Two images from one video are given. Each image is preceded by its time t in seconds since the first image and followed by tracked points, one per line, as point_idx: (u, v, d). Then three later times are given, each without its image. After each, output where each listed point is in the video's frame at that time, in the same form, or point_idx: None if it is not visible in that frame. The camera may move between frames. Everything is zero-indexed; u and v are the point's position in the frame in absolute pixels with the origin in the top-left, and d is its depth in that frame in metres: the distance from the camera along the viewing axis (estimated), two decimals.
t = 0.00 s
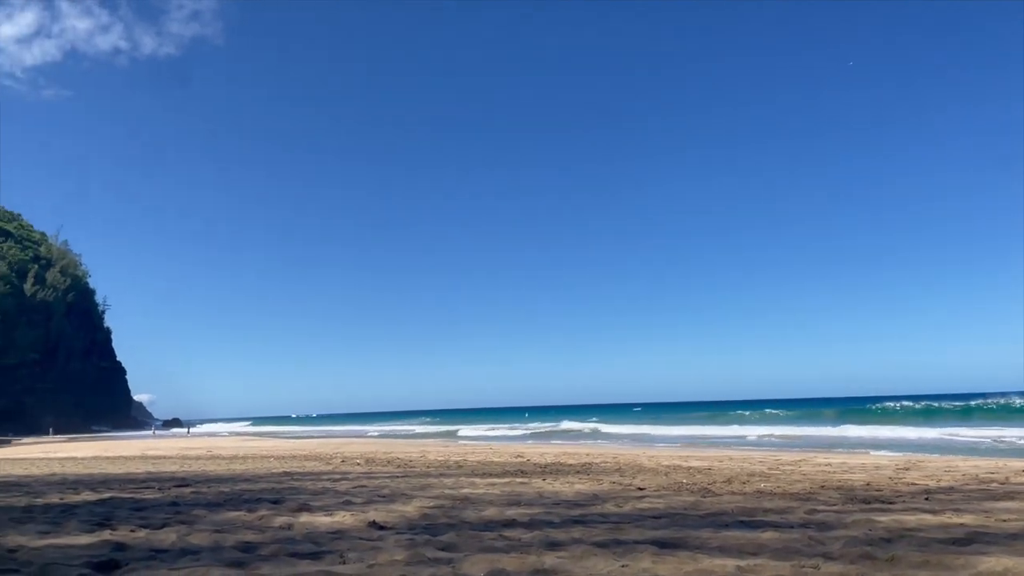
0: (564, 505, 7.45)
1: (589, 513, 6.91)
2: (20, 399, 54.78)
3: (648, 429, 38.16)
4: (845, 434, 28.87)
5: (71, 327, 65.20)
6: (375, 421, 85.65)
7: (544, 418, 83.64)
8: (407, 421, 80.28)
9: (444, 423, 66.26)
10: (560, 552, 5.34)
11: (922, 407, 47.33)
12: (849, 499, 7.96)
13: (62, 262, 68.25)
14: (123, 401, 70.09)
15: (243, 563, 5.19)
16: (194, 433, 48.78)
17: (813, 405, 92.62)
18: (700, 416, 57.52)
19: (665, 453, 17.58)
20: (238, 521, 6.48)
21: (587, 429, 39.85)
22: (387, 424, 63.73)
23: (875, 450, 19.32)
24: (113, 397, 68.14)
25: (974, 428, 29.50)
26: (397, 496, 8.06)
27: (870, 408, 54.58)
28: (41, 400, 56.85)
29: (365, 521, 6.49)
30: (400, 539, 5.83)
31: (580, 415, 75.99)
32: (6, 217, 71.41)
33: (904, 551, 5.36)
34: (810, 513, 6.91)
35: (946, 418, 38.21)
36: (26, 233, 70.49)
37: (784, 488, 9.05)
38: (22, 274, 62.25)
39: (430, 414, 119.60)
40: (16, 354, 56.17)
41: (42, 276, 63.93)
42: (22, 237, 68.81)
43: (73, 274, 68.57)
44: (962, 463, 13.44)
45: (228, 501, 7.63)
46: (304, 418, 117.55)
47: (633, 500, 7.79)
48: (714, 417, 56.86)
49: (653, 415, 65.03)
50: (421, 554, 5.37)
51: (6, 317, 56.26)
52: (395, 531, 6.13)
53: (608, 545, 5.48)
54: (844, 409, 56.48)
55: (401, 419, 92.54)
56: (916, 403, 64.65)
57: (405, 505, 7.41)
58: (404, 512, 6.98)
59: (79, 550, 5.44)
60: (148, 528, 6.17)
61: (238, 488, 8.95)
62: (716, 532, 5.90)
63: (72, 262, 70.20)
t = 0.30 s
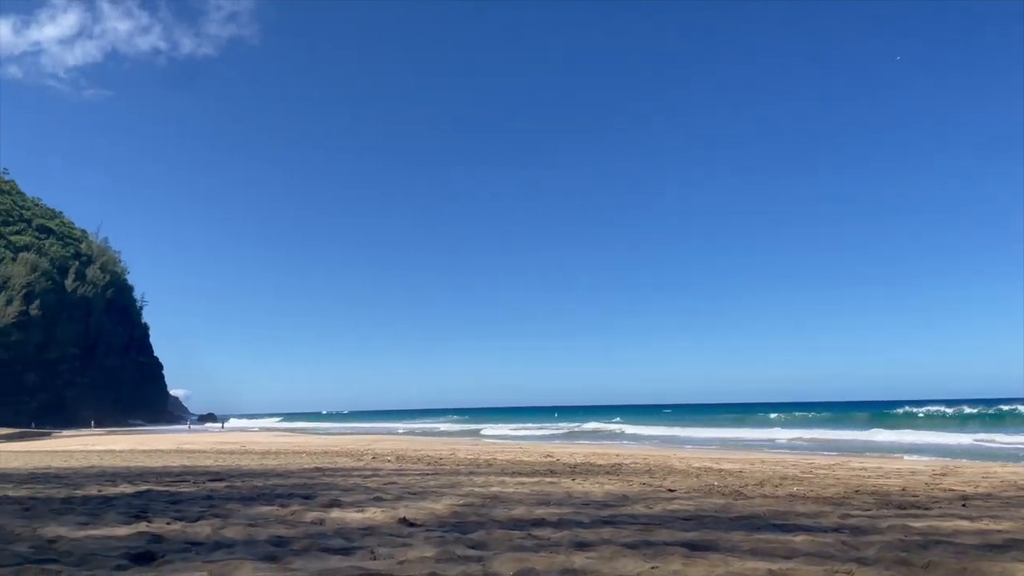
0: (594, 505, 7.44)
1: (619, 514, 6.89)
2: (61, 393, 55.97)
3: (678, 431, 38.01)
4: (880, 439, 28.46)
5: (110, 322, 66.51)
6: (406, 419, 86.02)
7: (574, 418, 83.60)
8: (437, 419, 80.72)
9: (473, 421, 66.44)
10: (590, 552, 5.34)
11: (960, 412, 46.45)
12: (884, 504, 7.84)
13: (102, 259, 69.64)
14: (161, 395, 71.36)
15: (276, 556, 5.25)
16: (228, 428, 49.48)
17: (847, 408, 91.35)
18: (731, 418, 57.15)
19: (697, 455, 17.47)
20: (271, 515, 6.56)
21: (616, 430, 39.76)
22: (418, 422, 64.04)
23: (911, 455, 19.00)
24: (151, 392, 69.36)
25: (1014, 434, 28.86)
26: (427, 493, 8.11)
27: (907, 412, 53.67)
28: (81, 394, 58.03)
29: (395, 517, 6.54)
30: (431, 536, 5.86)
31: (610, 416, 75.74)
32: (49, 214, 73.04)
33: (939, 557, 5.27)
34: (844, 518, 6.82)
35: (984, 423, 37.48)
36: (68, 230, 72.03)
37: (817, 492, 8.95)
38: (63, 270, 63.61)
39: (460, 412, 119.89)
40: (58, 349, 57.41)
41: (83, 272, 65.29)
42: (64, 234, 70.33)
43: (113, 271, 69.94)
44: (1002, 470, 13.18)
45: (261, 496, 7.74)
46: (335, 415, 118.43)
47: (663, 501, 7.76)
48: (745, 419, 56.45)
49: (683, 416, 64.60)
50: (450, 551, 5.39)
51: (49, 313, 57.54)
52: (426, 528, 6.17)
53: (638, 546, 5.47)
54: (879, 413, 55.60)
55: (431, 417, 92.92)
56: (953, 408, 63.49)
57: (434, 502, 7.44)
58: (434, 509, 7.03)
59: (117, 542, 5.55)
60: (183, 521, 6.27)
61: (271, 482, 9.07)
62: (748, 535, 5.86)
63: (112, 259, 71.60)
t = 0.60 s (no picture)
0: (624, 505, 7.44)
1: (650, 515, 6.87)
2: (99, 387, 57.02)
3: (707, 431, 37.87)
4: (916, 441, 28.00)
5: (148, 318, 67.71)
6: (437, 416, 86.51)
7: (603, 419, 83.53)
8: (466, 417, 81.03)
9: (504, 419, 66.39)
10: (620, 552, 5.32)
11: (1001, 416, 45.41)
12: (920, 508, 7.72)
13: (141, 256, 70.88)
14: (196, 390, 72.52)
15: (308, 551, 5.31)
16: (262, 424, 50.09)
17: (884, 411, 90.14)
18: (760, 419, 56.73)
19: (730, 456, 17.35)
20: (303, 510, 6.64)
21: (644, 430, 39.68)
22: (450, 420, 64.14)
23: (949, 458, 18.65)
24: (187, 387, 70.43)
25: None
26: (456, 491, 8.14)
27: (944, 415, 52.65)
28: (119, 388, 59.09)
29: (425, 514, 6.58)
30: (461, 533, 5.89)
31: (636, 416, 75.63)
32: (90, 212, 74.61)
33: (976, 563, 5.17)
34: (880, 522, 6.73)
35: None
36: (107, 228, 73.39)
37: (852, 495, 8.83)
38: (103, 266, 64.81)
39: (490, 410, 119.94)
40: (96, 344, 58.53)
41: (122, 269, 66.57)
42: (103, 231, 71.69)
43: (150, 268, 71.11)
44: None
45: (292, 490, 7.84)
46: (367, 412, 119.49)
47: (694, 502, 7.73)
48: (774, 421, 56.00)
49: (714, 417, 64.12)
50: (481, 549, 5.41)
51: (89, 308, 58.67)
52: (456, 525, 6.20)
53: (669, 547, 5.44)
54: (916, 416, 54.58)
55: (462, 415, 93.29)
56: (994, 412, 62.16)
57: (465, 500, 7.47)
58: (464, 506, 7.07)
59: (153, 535, 5.64)
60: (218, 514, 6.37)
61: (303, 477, 9.18)
62: (780, 537, 5.81)
63: (150, 256, 72.82)
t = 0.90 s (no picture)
0: (655, 505, 7.42)
1: (681, 515, 6.83)
2: (137, 383, 57.97)
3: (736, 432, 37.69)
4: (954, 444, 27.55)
5: (184, 315, 68.76)
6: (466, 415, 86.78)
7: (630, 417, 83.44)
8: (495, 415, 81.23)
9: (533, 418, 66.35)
10: (651, 552, 5.32)
11: None
12: (957, 512, 7.59)
13: (177, 254, 71.94)
14: (231, 387, 73.56)
15: (342, 546, 5.37)
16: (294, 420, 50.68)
17: (919, 412, 88.79)
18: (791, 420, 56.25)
19: (762, 457, 17.22)
20: (335, 506, 6.72)
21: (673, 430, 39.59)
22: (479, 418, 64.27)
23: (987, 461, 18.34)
24: (221, 383, 71.38)
25: None
26: (487, 490, 8.18)
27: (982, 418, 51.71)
28: (156, 385, 60.03)
29: (456, 512, 6.62)
30: (492, 531, 5.93)
31: (660, 416, 75.52)
32: (128, 211, 75.91)
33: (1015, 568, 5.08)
34: (916, 524, 6.64)
35: None
36: (145, 226, 74.59)
37: (888, 498, 8.71)
38: (140, 265, 65.86)
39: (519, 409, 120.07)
40: (134, 341, 59.52)
41: (159, 267, 67.64)
42: (141, 230, 72.86)
43: (186, 266, 72.15)
44: None
45: (325, 486, 7.94)
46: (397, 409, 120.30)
47: (726, 503, 7.69)
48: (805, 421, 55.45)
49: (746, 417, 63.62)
50: (512, 547, 5.44)
51: (126, 305, 59.66)
52: (487, 523, 6.23)
53: (701, 548, 5.42)
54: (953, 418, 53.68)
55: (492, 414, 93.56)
56: None
57: (495, 498, 7.50)
58: (494, 504, 7.10)
59: (190, 528, 5.75)
60: (252, 509, 6.46)
61: (335, 474, 9.28)
62: (814, 539, 5.76)
63: (186, 254, 73.90)
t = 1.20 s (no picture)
0: (685, 504, 7.40)
1: (712, 515, 6.81)
2: (172, 381, 58.85)
3: (765, 431, 37.40)
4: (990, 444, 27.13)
5: (217, 314, 69.68)
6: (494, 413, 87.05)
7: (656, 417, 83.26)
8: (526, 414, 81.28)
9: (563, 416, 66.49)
10: (682, 551, 5.31)
11: None
12: (994, 513, 7.49)
13: (211, 254, 72.87)
14: (263, 386, 74.44)
15: (373, 543, 5.42)
16: (325, 417, 51.12)
17: (954, 412, 87.37)
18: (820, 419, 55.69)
19: (793, 457, 17.10)
20: (366, 503, 6.78)
21: (701, 430, 39.42)
22: (507, 417, 64.64)
23: None
24: (253, 381, 72.12)
25: None
26: (516, 487, 8.20)
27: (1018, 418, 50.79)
28: (190, 382, 60.85)
29: (487, 509, 6.65)
30: (522, 529, 5.94)
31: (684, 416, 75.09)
32: (163, 212, 77.05)
33: None
34: (951, 526, 6.55)
35: None
36: (179, 227, 75.67)
37: (922, 498, 8.60)
38: (175, 264, 66.86)
39: (547, 407, 120.07)
40: (169, 339, 60.41)
41: (193, 267, 68.60)
42: (175, 230, 73.92)
43: (219, 265, 73.07)
44: None
45: (356, 483, 8.02)
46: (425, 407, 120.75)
47: (757, 503, 7.64)
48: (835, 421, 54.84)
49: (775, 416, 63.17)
50: (542, 545, 5.45)
51: (161, 304, 60.58)
52: (517, 521, 6.24)
53: (731, 547, 5.40)
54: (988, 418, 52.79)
55: (520, 413, 93.86)
56: None
57: (525, 496, 7.54)
58: (524, 502, 7.12)
59: (224, 524, 5.84)
60: (286, 505, 6.55)
61: (366, 471, 9.37)
62: (846, 541, 5.71)
63: (219, 254, 74.85)
